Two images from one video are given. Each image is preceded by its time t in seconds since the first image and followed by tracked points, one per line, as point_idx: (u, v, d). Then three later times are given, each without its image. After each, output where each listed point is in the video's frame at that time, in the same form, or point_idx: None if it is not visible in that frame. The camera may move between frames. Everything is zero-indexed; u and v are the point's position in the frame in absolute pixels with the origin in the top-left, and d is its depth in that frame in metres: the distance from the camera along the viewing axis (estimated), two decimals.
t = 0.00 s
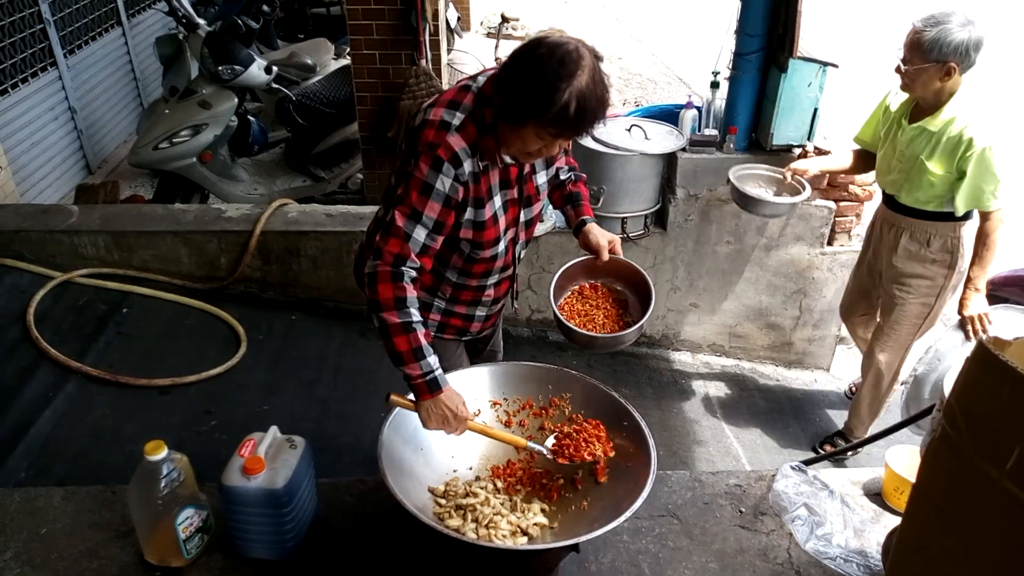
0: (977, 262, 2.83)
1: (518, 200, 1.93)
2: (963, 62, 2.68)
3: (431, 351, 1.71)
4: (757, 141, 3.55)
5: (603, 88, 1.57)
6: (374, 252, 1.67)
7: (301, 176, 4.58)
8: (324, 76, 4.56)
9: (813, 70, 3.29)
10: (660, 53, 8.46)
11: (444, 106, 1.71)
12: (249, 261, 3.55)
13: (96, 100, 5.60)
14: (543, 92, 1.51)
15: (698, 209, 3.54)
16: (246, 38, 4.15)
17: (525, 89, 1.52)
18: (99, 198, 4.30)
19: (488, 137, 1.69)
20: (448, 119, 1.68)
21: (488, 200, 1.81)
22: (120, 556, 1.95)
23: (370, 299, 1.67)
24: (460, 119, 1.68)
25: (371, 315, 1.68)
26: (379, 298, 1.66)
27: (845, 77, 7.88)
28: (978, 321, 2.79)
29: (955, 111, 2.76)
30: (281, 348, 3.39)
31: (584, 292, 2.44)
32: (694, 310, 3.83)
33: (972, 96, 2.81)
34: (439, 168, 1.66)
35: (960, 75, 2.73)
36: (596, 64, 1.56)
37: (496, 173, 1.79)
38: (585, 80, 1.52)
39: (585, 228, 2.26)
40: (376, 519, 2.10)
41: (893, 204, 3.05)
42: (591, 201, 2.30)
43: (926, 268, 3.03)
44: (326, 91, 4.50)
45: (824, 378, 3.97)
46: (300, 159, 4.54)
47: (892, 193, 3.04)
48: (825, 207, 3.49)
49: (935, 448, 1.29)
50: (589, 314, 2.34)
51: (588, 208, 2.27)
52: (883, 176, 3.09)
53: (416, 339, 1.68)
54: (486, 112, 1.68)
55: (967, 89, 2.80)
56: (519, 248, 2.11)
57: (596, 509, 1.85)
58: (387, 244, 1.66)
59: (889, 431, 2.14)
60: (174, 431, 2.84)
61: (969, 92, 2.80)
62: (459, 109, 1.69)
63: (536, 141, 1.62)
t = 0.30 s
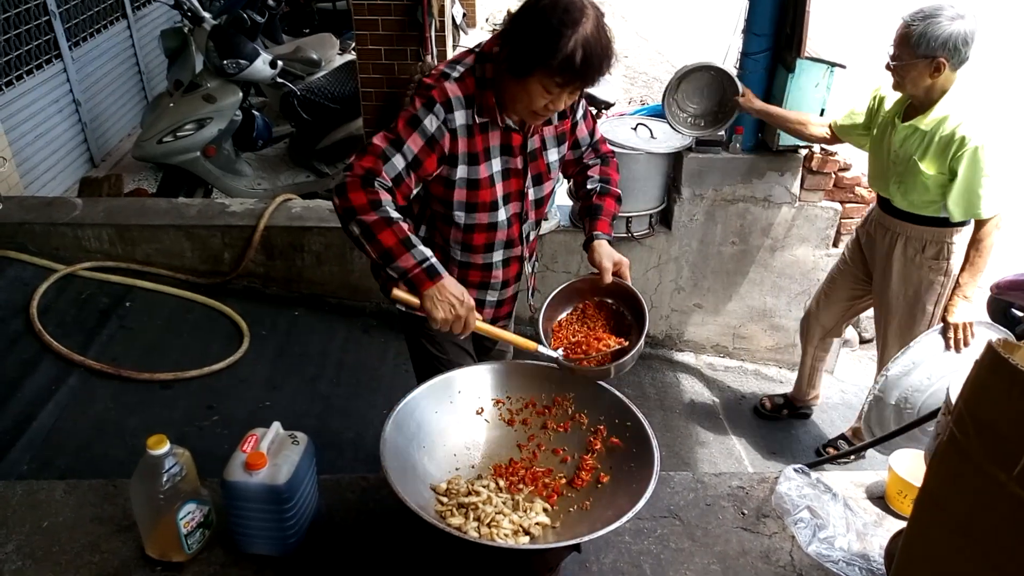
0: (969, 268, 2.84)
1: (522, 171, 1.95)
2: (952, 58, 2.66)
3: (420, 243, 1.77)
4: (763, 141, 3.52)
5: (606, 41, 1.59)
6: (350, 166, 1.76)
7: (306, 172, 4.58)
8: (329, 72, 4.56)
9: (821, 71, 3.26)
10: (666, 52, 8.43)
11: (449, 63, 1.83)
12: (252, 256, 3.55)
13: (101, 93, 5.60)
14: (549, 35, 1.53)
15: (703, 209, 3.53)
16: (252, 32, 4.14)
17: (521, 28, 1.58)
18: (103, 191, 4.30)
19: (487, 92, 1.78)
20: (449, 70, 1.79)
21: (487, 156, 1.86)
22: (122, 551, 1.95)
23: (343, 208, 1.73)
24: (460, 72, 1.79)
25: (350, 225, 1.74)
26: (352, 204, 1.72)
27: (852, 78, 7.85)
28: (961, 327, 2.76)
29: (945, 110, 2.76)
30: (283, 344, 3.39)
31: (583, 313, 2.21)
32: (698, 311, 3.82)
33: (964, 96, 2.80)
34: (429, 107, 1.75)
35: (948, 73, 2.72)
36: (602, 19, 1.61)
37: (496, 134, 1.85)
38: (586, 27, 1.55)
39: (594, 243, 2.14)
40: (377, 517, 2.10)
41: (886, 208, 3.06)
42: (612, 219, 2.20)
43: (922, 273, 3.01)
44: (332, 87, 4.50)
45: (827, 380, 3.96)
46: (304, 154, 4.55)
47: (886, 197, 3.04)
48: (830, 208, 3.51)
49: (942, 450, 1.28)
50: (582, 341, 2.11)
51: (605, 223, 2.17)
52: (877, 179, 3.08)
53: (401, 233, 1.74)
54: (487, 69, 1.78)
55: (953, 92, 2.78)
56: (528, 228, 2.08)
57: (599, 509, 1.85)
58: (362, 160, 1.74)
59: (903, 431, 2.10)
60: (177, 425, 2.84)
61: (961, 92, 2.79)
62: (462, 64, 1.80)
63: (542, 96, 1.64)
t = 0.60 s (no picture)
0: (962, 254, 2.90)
1: (518, 167, 1.93)
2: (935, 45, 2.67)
3: (415, 214, 1.79)
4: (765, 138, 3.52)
5: (607, 33, 1.57)
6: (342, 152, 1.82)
7: (306, 170, 4.55)
8: (329, 69, 4.53)
9: (824, 68, 3.24)
10: (668, 49, 8.40)
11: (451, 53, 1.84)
12: (252, 255, 3.54)
13: (100, 91, 5.58)
14: (549, 28, 1.52)
15: (705, 206, 3.52)
16: (251, 29, 4.12)
17: (524, 20, 1.58)
18: (102, 188, 4.28)
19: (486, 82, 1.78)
20: (449, 60, 1.81)
21: (483, 149, 1.85)
22: (122, 551, 1.94)
23: (336, 192, 1.79)
24: (460, 61, 1.80)
25: (345, 207, 1.80)
26: (343, 187, 1.77)
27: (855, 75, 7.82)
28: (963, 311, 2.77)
29: (919, 102, 2.76)
30: (283, 342, 3.37)
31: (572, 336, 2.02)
32: (700, 309, 3.81)
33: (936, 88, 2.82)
34: (422, 95, 1.77)
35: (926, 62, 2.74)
36: (606, 13, 1.59)
37: (493, 127, 1.84)
38: (586, 20, 1.53)
39: (584, 268, 2.05)
40: (378, 517, 2.09)
41: (867, 207, 3.04)
42: (601, 243, 2.13)
43: (911, 271, 3.01)
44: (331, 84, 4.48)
45: (830, 378, 3.94)
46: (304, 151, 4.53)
47: (866, 195, 3.01)
48: (833, 206, 3.49)
49: (948, 451, 1.27)
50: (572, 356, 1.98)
51: (594, 248, 2.09)
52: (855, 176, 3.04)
53: (396, 207, 1.77)
54: (488, 59, 1.79)
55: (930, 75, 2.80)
56: (521, 227, 2.05)
57: (601, 509, 1.83)
58: (352, 148, 1.80)
59: (905, 430, 2.08)
60: (176, 424, 2.83)
61: (932, 84, 2.81)
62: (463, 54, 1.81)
63: (544, 89, 1.63)
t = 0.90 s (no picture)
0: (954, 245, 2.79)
1: (521, 183, 1.93)
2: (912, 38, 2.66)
3: (436, 279, 1.73)
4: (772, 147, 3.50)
5: (607, 53, 1.58)
6: (364, 200, 1.75)
7: (313, 182, 4.59)
8: (337, 82, 4.53)
9: (830, 76, 3.21)
10: (673, 59, 8.43)
11: (448, 76, 1.80)
12: (260, 267, 3.56)
13: (110, 105, 5.63)
14: (547, 51, 1.53)
15: (711, 216, 3.52)
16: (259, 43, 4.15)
17: (523, 46, 1.57)
18: (112, 202, 4.32)
19: (490, 105, 1.77)
20: (449, 85, 1.77)
21: (488, 171, 1.85)
22: (132, 563, 1.94)
23: (361, 244, 1.72)
24: (461, 86, 1.77)
25: (369, 259, 1.73)
26: (370, 239, 1.71)
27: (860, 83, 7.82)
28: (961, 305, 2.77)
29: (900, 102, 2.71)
30: (291, 354, 3.39)
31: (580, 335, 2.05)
32: (707, 318, 3.80)
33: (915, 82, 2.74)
34: (432, 126, 1.73)
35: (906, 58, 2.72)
36: (604, 32, 1.58)
37: (497, 147, 1.83)
38: (587, 43, 1.54)
39: (592, 265, 2.10)
40: (387, 528, 2.09)
41: (850, 207, 2.97)
42: (608, 239, 2.18)
43: (902, 269, 2.93)
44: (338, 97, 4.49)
45: (839, 387, 3.92)
46: (312, 162, 4.58)
47: (851, 199, 2.93)
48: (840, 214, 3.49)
49: (959, 464, 1.26)
50: (583, 355, 1.98)
51: (602, 245, 2.14)
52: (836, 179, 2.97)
53: (417, 269, 1.71)
54: (489, 82, 1.76)
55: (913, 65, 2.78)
56: (526, 240, 2.06)
57: (609, 520, 1.83)
58: (373, 194, 1.73)
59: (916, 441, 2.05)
60: (186, 437, 2.84)
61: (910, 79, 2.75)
62: (462, 78, 1.78)
63: (542, 110, 1.65)
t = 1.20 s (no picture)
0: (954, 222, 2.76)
1: (514, 196, 1.92)
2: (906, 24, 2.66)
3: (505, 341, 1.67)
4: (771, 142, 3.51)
5: (589, 71, 1.58)
6: (417, 253, 1.65)
7: (313, 183, 4.60)
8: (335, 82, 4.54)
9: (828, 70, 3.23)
10: (671, 54, 8.42)
11: (438, 106, 1.72)
12: (261, 269, 3.56)
13: (109, 109, 5.64)
14: (528, 76, 1.52)
15: (711, 211, 3.52)
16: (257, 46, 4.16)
17: (510, 72, 1.55)
18: (112, 207, 4.33)
19: (485, 130, 1.72)
20: (445, 116, 1.69)
21: (492, 195, 1.82)
22: (135, 567, 1.95)
23: (430, 300, 1.64)
24: (457, 115, 1.70)
25: (437, 317, 1.64)
26: (441, 296, 1.63)
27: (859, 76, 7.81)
28: (975, 279, 2.69)
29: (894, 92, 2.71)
30: (293, 356, 3.39)
31: (588, 297, 2.40)
32: (708, 314, 3.80)
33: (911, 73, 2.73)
34: (450, 162, 1.66)
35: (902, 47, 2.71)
36: (583, 49, 1.58)
37: (492, 168, 1.79)
38: (569, 63, 1.54)
39: (590, 230, 2.23)
40: (390, 528, 2.09)
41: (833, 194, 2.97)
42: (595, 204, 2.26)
43: (896, 256, 2.93)
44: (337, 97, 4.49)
45: (841, 380, 3.92)
46: (311, 163, 4.58)
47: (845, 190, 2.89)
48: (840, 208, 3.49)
49: (960, 457, 1.25)
50: (599, 316, 2.32)
51: (593, 210, 2.24)
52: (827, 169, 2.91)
53: (492, 330, 1.64)
54: (480, 107, 1.70)
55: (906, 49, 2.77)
56: (521, 247, 2.07)
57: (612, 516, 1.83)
58: (426, 247, 1.64)
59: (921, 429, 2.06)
60: (188, 439, 2.84)
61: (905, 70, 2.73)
62: (454, 106, 1.71)
63: (525, 133, 1.63)
